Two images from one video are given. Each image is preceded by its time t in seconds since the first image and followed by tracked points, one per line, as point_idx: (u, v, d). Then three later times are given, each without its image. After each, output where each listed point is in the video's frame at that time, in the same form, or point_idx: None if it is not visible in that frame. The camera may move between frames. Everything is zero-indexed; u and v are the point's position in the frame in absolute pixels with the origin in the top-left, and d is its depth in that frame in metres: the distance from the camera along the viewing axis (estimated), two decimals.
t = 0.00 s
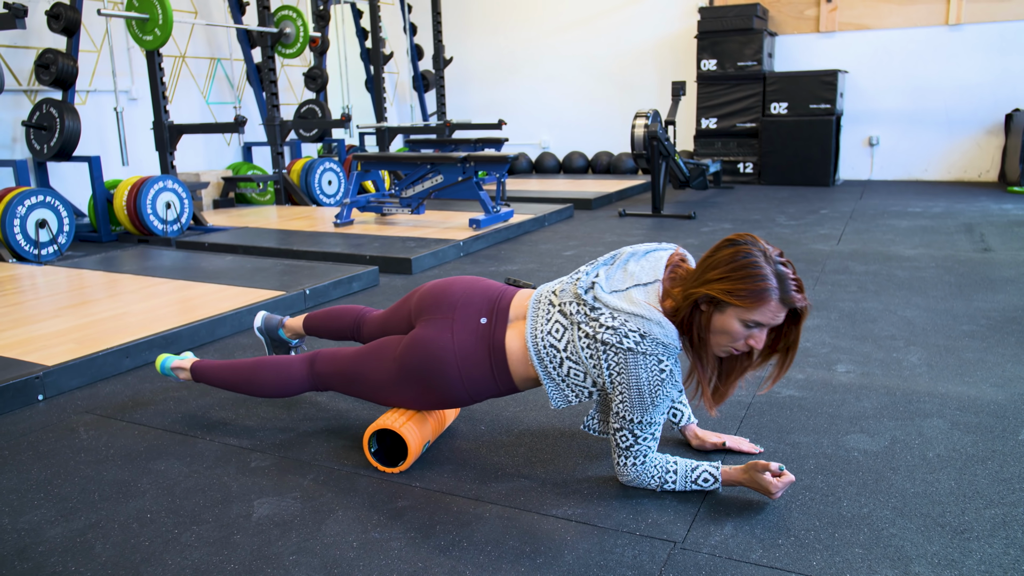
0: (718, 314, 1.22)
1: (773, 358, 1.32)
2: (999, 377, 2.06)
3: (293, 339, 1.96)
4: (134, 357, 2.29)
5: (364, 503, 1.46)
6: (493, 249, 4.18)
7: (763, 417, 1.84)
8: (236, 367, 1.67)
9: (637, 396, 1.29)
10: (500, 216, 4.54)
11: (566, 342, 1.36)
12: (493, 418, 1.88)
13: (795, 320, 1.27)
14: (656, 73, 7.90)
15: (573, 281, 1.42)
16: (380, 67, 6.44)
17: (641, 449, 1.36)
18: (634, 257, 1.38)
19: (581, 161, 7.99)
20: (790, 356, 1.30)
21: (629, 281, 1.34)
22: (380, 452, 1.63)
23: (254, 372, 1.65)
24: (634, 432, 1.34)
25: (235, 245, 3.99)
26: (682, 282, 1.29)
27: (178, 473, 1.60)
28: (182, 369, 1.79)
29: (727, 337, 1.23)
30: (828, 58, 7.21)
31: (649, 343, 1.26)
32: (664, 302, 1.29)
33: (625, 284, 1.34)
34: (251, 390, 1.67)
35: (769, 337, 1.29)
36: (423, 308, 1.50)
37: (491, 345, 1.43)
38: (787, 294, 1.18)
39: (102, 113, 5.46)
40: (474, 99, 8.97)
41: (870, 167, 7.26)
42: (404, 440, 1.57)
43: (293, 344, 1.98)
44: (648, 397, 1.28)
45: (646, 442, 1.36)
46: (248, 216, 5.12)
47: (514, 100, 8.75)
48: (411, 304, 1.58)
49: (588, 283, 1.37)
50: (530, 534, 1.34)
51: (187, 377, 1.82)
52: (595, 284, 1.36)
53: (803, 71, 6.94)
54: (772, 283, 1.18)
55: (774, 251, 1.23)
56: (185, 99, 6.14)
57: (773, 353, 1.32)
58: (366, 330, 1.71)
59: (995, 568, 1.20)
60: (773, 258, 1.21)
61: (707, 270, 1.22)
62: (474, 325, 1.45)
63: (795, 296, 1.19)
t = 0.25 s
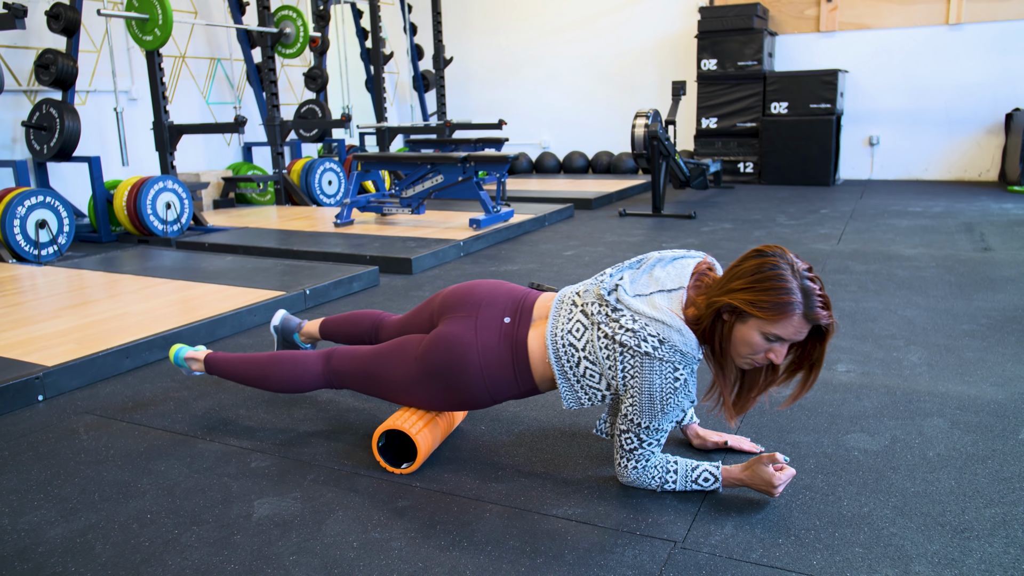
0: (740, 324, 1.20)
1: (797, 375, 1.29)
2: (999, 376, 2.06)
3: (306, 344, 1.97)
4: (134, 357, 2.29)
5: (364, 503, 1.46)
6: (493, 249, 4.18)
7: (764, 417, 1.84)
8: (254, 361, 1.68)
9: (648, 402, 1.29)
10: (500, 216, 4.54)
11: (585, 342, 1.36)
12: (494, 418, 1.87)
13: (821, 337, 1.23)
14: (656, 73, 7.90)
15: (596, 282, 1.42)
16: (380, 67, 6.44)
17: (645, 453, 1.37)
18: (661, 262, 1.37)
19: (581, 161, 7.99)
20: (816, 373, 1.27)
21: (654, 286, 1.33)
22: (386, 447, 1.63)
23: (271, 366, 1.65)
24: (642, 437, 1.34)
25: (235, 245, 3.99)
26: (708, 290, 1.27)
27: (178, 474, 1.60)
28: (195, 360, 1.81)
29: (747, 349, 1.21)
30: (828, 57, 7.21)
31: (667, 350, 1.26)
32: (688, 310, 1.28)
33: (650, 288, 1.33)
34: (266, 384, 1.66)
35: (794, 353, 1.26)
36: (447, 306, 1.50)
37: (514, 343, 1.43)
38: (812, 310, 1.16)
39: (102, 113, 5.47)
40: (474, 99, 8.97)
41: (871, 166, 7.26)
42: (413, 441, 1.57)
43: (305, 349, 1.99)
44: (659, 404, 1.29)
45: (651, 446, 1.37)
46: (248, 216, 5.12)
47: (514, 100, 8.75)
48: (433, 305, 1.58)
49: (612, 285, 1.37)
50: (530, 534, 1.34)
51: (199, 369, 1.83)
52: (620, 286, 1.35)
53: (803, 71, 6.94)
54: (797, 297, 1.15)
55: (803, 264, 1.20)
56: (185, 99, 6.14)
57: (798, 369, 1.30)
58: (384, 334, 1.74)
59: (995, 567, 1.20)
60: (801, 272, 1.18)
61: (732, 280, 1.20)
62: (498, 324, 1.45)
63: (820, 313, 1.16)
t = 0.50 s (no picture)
0: (767, 338, 1.18)
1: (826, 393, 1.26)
2: (998, 373, 2.06)
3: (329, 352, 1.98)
4: (133, 357, 2.29)
5: (364, 502, 1.46)
6: (492, 248, 4.18)
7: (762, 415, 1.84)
8: (277, 357, 1.69)
9: (660, 410, 1.29)
10: (499, 215, 4.53)
11: (609, 342, 1.36)
12: (493, 416, 1.87)
13: (851, 357, 1.21)
14: (654, 71, 7.90)
15: (626, 283, 1.41)
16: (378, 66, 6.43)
17: (647, 457, 1.38)
18: (694, 268, 1.35)
19: (579, 160, 7.99)
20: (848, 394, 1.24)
21: (685, 293, 1.32)
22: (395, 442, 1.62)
23: (294, 362, 1.66)
24: (649, 442, 1.35)
25: (234, 245, 3.99)
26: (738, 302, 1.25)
27: (177, 473, 1.60)
28: (219, 356, 1.82)
29: (773, 364, 1.19)
30: (826, 55, 7.21)
31: (689, 360, 1.26)
32: (716, 320, 1.27)
33: (681, 295, 1.32)
34: (289, 381, 1.67)
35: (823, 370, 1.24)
36: (474, 304, 1.52)
37: (540, 337, 1.43)
38: (842, 328, 1.13)
39: (100, 113, 5.46)
40: (473, 98, 8.96)
41: (869, 165, 7.26)
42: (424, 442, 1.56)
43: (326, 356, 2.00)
44: (669, 414, 1.29)
45: (655, 452, 1.37)
46: (247, 216, 5.12)
47: (512, 99, 8.75)
48: (459, 306, 1.59)
49: (641, 287, 1.36)
50: (529, 532, 1.34)
51: (223, 365, 1.83)
52: (649, 289, 1.35)
53: (801, 69, 6.94)
54: (826, 314, 1.12)
55: (836, 281, 1.17)
56: (183, 99, 6.13)
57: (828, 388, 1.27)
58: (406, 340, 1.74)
59: (994, 565, 1.20)
60: (833, 288, 1.15)
61: (762, 292, 1.18)
62: (524, 319, 1.45)
63: (850, 332, 1.14)
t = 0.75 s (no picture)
0: (782, 343, 1.18)
1: (847, 401, 1.25)
2: (994, 370, 2.07)
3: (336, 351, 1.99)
4: (129, 353, 2.28)
5: (361, 499, 1.46)
6: (489, 245, 4.17)
7: (759, 412, 1.84)
8: (293, 350, 1.70)
9: (669, 409, 1.29)
10: (496, 212, 4.54)
11: (623, 339, 1.35)
12: (490, 413, 1.87)
13: (871, 365, 1.19)
14: (652, 68, 7.89)
15: (645, 282, 1.41)
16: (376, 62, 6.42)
17: (653, 456, 1.37)
18: (715, 271, 1.35)
19: (577, 157, 7.98)
20: (864, 400, 1.23)
21: (703, 295, 1.31)
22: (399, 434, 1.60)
23: (310, 355, 1.67)
24: (656, 441, 1.35)
25: (231, 241, 3.98)
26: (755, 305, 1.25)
27: (174, 470, 1.59)
28: (235, 348, 1.83)
29: (788, 368, 1.19)
30: (824, 52, 7.21)
31: (702, 360, 1.25)
32: (732, 323, 1.27)
33: (699, 296, 1.32)
34: (304, 374, 1.68)
35: (843, 378, 1.23)
36: (493, 300, 1.52)
37: (558, 334, 1.43)
38: (859, 335, 1.12)
39: (96, 109, 5.44)
40: (470, 95, 8.95)
41: (866, 162, 7.27)
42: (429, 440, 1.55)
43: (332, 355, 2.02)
44: (678, 413, 1.29)
45: (661, 451, 1.37)
46: (244, 212, 5.11)
47: (510, 96, 8.74)
48: (478, 303, 1.59)
49: (660, 286, 1.35)
50: (526, 529, 1.34)
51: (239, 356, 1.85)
52: (668, 288, 1.34)
53: (799, 66, 6.94)
54: (843, 321, 1.11)
55: (855, 288, 1.16)
56: (179, 95, 6.11)
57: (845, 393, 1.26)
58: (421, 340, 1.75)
59: (989, 561, 1.20)
60: (851, 295, 1.14)
61: (779, 297, 1.18)
62: (543, 316, 1.46)
63: (867, 340, 1.13)
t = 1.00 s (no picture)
0: (769, 331, 1.18)
1: (836, 389, 1.25)
2: (989, 369, 2.07)
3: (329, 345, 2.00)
4: (125, 353, 2.28)
5: (356, 499, 1.46)
6: (485, 243, 4.17)
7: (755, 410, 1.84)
8: (286, 345, 1.70)
9: (661, 403, 1.28)
10: (492, 210, 4.53)
11: (611, 334, 1.35)
12: (486, 412, 1.87)
13: (857, 351, 1.20)
14: (648, 66, 7.89)
15: (633, 279, 1.41)
16: (372, 61, 6.41)
17: (647, 452, 1.37)
18: (700, 265, 1.35)
19: (573, 155, 7.97)
20: (852, 387, 1.23)
21: (689, 289, 1.31)
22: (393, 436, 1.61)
23: (302, 349, 1.67)
24: (649, 436, 1.34)
25: (226, 241, 3.97)
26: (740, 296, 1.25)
27: (169, 470, 1.59)
28: (232, 342, 1.84)
29: (777, 356, 1.19)
30: (819, 51, 7.22)
31: (690, 352, 1.25)
32: (718, 314, 1.27)
33: (685, 290, 1.31)
34: (296, 368, 1.68)
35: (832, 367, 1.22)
36: (485, 298, 1.53)
37: (547, 330, 1.43)
38: (845, 319, 1.13)
39: (91, 108, 5.43)
40: (467, 94, 8.94)
41: (862, 161, 7.28)
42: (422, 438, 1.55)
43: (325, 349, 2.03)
44: (669, 406, 1.28)
45: (655, 448, 1.36)
46: (240, 211, 5.09)
47: (506, 95, 8.73)
48: (470, 301, 1.60)
49: (647, 283, 1.36)
50: (522, 528, 1.34)
51: (234, 351, 1.84)
52: (655, 284, 1.35)
53: (794, 65, 6.94)
54: (828, 304, 1.12)
55: (839, 273, 1.17)
56: (175, 93, 6.09)
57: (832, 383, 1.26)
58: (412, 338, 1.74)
59: (984, 559, 1.21)
60: (836, 279, 1.15)
61: (764, 285, 1.18)
62: (533, 313, 1.46)
63: (853, 323, 1.13)
